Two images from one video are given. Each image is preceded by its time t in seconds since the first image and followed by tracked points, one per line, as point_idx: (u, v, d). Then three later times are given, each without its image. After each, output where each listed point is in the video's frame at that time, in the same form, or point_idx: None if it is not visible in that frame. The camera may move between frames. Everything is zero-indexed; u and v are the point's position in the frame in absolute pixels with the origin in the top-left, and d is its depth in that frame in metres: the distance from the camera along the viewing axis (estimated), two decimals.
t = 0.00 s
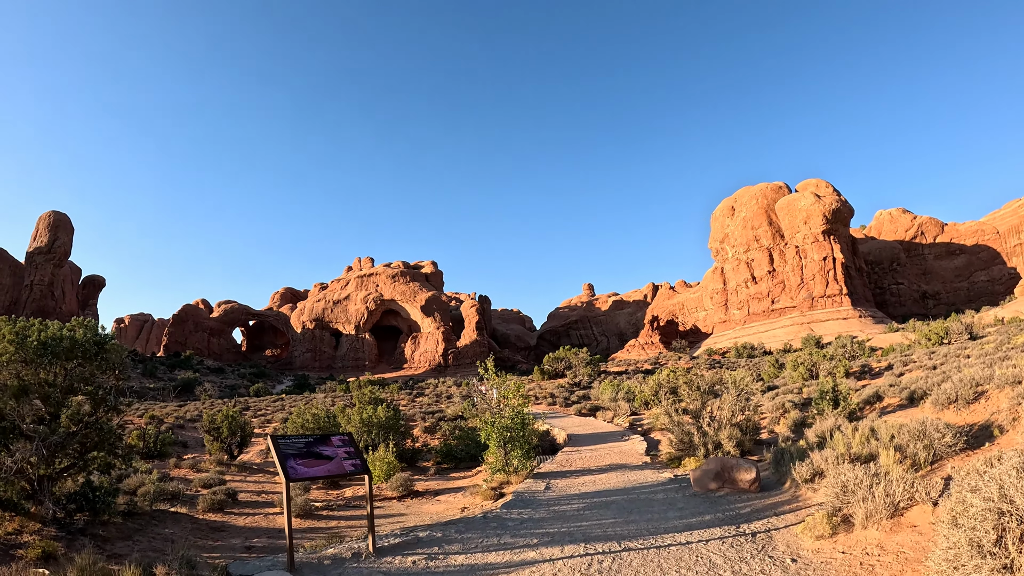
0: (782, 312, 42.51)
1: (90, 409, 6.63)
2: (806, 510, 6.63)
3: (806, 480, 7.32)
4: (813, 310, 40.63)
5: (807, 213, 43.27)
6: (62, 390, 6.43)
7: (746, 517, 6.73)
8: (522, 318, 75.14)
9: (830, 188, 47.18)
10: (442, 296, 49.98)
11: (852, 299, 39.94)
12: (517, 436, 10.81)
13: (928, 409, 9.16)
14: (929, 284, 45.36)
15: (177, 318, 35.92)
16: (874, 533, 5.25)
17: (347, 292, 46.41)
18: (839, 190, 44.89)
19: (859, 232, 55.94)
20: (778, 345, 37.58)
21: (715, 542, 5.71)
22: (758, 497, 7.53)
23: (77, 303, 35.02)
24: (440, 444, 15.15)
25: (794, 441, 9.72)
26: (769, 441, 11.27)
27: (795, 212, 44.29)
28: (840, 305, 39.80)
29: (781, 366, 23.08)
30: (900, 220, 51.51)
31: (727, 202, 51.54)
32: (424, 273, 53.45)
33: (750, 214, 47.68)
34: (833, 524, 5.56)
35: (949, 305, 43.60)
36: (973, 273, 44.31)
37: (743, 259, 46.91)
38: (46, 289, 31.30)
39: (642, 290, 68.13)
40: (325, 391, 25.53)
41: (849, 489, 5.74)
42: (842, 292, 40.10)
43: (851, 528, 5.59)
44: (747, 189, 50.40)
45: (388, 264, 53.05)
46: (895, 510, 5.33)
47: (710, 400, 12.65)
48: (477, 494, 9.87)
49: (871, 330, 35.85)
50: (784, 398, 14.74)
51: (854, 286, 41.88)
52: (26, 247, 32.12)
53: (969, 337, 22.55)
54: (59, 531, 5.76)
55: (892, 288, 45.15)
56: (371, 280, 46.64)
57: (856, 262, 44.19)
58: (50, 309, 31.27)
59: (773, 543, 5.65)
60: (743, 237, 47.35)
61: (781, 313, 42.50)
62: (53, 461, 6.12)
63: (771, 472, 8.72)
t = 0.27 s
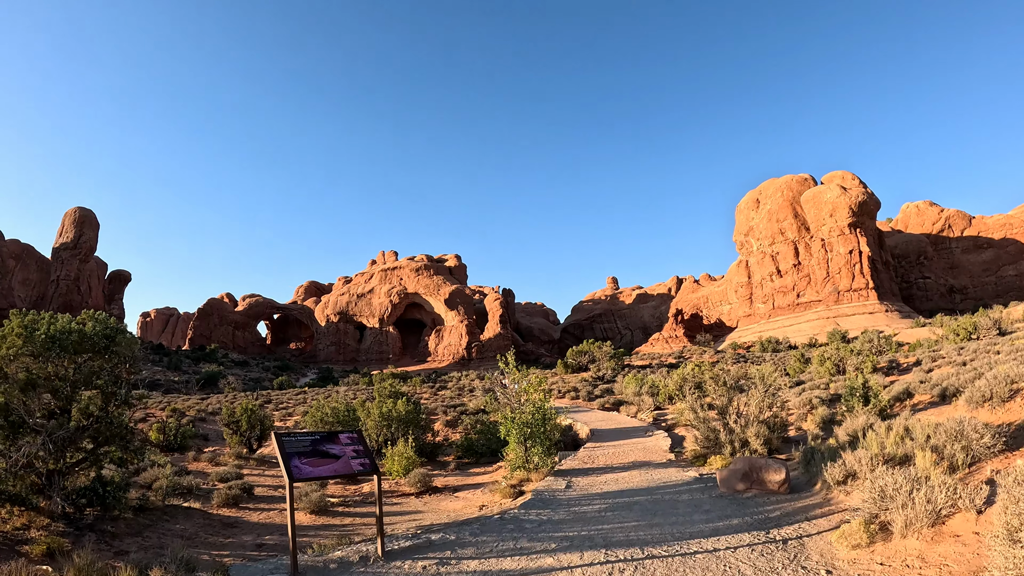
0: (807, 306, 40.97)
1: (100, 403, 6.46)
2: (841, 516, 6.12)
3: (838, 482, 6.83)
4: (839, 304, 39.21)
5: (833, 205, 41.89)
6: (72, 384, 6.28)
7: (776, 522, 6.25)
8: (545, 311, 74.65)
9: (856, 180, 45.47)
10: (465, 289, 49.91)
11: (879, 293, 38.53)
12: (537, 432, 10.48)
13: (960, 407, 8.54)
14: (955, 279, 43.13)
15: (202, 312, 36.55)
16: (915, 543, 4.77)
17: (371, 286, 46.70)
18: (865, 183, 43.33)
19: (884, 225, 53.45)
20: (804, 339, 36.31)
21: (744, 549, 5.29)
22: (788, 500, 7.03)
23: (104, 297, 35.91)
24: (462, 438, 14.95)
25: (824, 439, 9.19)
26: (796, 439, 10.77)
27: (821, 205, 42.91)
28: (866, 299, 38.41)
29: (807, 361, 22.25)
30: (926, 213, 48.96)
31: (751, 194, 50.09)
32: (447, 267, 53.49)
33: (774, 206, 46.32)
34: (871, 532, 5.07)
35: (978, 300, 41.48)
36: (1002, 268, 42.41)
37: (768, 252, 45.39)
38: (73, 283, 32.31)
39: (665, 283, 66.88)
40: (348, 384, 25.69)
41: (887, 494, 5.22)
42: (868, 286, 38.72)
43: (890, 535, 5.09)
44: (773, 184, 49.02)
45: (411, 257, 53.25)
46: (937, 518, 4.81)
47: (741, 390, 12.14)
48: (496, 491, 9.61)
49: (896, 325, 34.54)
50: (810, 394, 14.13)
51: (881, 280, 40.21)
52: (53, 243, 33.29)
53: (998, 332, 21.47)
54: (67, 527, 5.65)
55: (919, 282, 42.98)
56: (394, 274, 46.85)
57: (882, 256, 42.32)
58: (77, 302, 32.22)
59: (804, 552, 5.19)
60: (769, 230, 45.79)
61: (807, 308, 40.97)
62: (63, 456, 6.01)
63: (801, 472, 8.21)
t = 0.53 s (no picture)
0: (832, 299, 39.28)
1: (110, 395, 6.37)
2: (875, 519, 5.66)
3: (868, 482, 6.39)
4: (864, 297, 37.66)
5: (860, 196, 39.76)
6: (83, 376, 6.18)
7: (804, 523, 5.83)
8: (569, 303, 73.98)
9: (883, 170, 42.96)
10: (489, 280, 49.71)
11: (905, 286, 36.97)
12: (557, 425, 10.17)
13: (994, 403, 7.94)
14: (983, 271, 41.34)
15: (227, 304, 37.16)
16: (951, 550, 4.34)
17: (396, 278, 46.91)
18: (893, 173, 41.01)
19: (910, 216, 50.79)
20: (829, 333, 34.89)
21: (768, 552, 4.92)
22: (815, 499, 6.58)
23: (130, 291, 36.59)
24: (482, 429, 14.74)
25: (853, 436, 8.66)
26: (824, 434, 10.24)
27: (847, 196, 40.75)
28: (892, 293, 36.87)
29: (833, 353, 21.39)
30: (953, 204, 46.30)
31: (777, 185, 47.74)
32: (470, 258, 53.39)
33: (799, 197, 44.14)
34: (906, 535, 4.62)
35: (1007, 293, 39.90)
36: None
37: (793, 244, 43.31)
38: (100, 277, 32.90)
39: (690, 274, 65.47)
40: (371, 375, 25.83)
41: (923, 497, 4.77)
42: (894, 279, 37.14)
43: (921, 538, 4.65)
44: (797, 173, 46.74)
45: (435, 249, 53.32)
46: (974, 523, 4.40)
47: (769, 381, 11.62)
48: (513, 486, 9.33)
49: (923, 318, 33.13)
50: (837, 388, 13.50)
51: (907, 274, 38.44)
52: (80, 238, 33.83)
53: None
54: (75, 518, 5.59)
55: (947, 275, 40.87)
56: (419, 266, 46.94)
57: (909, 248, 40.29)
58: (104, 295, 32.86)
59: (833, 557, 4.78)
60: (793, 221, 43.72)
61: (831, 300, 39.30)
62: (74, 446, 5.95)
63: (828, 470, 7.74)
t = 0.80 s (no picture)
0: (861, 291, 37.56)
1: (123, 385, 6.29)
2: (908, 521, 5.20)
3: (899, 480, 5.96)
4: (893, 289, 35.96)
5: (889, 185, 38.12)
6: (96, 365, 6.12)
7: (832, 523, 5.39)
8: (596, 294, 73.11)
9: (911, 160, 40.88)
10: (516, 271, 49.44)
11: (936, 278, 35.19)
12: (577, 417, 9.82)
13: None
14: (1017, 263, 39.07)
15: (255, 297, 37.73)
16: (990, 557, 3.90)
17: (422, 270, 47.14)
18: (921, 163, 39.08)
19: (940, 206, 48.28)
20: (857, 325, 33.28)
21: (795, 556, 4.54)
22: (843, 499, 6.13)
23: (158, 284, 37.41)
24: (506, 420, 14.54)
25: (884, 430, 8.11)
26: (853, 429, 9.68)
27: (877, 185, 39.19)
28: (922, 284, 35.11)
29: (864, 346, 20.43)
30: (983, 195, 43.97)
31: (805, 175, 45.99)
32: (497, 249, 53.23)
33: (828, 187, 42.54)
34: (940, 538, 4.19)
35: None
36: None
37: (821, 235, 41.81)
38: (128, 270, 33.49)
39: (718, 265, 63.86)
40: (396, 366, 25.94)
41: (961, 498, 4.30)
42: (924, 270, 35.37)
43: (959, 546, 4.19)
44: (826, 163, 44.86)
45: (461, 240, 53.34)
46: (1016, 527, 3.93)
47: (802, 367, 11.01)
48: (531, 479, 9.06)
49: (954, 311, 31.55)
50: (865, 381, 12.82)
51: (937, 266, 36.63)
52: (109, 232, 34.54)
53: None
54: (86, 507, 5.57)
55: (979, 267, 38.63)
56: (445, 257, 47.03)
57: (939, 239, 38.38)
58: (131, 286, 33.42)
59: (863, 563, 4.36)
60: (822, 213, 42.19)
61: (860, 292, 37.57)
62: (87, 436, 5.94)
63: (857, 466, 7.24)
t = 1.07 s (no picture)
0: (887, 284, 35.95)
1: (132, 377, 6.22)
2: (944, 527, 4.75)
3: (933, 481, 5.48)
4: (921, 283, 34.38)
5: (916, 177, 36.51)
6: (106, 358, 6.03)
7: (863, 528, 4.96)
8: (620, 288, 72.16)
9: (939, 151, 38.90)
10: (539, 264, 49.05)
11: (964, 272, 33.67)
12: (596, 412, 9.46)
13: None
14: None
15: (280, 291, 38.22)
16: None
17: (446, 263, 47.21)
18: (951, 154, 37.23)
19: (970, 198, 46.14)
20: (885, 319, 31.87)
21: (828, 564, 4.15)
22: (873, 500, 5.66)
23: (184, 278, 38.45)
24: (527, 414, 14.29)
25: (915, 428, 7.56)
26: (882, 425, 9.08)
27: (903, 177, 37.47)
28: (950, 279, 33.59)
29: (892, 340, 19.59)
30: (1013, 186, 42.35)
31: (830, 167, 43.94)
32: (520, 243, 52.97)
33: (854, 178, 40.52)
34: (981, 547, 3.80)
35: None
36: None
37: (847, 227, 39.93)
38: (153, 266, 33.38)
39: (744, 257, 62.17)
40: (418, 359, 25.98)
41: (1003, 505, 3.92)
42: (952, 264, 33.90)
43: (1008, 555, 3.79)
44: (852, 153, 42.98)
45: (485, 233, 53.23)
46: None
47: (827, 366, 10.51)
48: (550, 475, 8.76)
49: (984, 305, 30.14)
50: (893, 375, 12.16)
51: (966, 259, 35.09)
52: (135, 228, 34.49)
53: None
54: (94, 501, 5.52)
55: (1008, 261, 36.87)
56: (470, 251, 47.01)
57: (968, 232, 36.78)
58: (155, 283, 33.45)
59: (898, 574, 3.96)
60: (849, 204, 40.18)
61: (886, 285, 35.95)
62: (98, 429, 5.89)
63: (888, 466, 6.74)
